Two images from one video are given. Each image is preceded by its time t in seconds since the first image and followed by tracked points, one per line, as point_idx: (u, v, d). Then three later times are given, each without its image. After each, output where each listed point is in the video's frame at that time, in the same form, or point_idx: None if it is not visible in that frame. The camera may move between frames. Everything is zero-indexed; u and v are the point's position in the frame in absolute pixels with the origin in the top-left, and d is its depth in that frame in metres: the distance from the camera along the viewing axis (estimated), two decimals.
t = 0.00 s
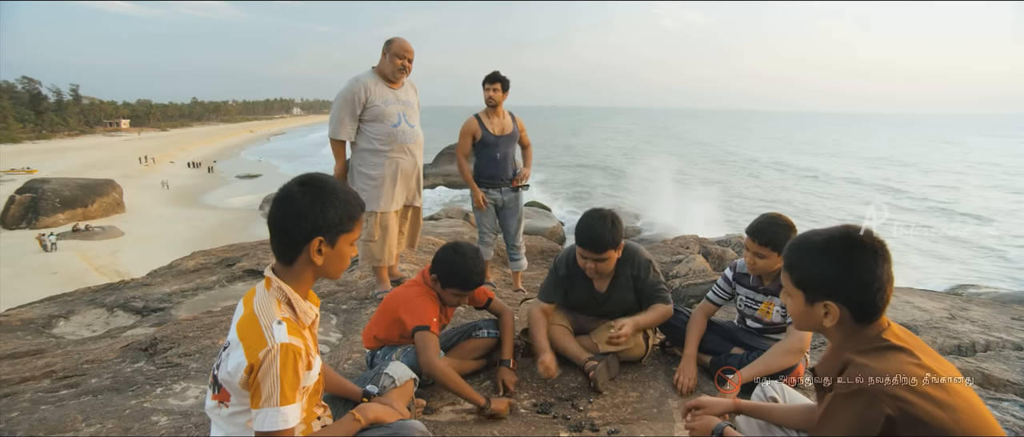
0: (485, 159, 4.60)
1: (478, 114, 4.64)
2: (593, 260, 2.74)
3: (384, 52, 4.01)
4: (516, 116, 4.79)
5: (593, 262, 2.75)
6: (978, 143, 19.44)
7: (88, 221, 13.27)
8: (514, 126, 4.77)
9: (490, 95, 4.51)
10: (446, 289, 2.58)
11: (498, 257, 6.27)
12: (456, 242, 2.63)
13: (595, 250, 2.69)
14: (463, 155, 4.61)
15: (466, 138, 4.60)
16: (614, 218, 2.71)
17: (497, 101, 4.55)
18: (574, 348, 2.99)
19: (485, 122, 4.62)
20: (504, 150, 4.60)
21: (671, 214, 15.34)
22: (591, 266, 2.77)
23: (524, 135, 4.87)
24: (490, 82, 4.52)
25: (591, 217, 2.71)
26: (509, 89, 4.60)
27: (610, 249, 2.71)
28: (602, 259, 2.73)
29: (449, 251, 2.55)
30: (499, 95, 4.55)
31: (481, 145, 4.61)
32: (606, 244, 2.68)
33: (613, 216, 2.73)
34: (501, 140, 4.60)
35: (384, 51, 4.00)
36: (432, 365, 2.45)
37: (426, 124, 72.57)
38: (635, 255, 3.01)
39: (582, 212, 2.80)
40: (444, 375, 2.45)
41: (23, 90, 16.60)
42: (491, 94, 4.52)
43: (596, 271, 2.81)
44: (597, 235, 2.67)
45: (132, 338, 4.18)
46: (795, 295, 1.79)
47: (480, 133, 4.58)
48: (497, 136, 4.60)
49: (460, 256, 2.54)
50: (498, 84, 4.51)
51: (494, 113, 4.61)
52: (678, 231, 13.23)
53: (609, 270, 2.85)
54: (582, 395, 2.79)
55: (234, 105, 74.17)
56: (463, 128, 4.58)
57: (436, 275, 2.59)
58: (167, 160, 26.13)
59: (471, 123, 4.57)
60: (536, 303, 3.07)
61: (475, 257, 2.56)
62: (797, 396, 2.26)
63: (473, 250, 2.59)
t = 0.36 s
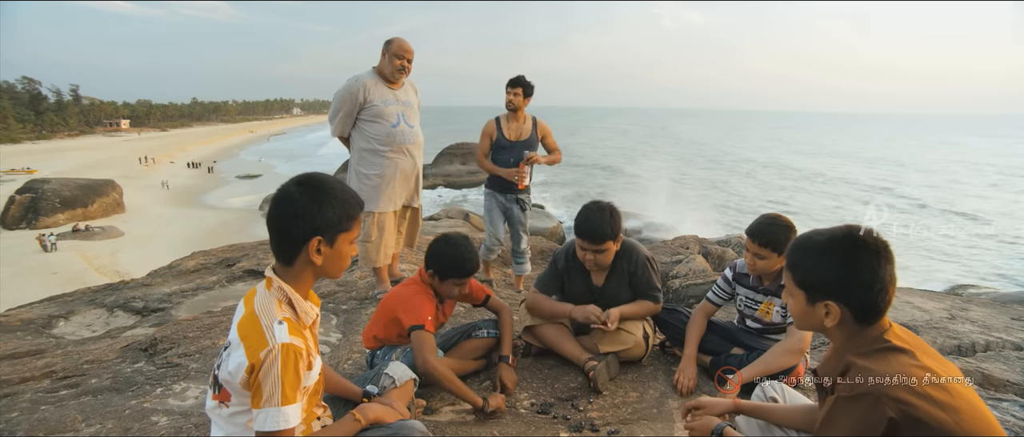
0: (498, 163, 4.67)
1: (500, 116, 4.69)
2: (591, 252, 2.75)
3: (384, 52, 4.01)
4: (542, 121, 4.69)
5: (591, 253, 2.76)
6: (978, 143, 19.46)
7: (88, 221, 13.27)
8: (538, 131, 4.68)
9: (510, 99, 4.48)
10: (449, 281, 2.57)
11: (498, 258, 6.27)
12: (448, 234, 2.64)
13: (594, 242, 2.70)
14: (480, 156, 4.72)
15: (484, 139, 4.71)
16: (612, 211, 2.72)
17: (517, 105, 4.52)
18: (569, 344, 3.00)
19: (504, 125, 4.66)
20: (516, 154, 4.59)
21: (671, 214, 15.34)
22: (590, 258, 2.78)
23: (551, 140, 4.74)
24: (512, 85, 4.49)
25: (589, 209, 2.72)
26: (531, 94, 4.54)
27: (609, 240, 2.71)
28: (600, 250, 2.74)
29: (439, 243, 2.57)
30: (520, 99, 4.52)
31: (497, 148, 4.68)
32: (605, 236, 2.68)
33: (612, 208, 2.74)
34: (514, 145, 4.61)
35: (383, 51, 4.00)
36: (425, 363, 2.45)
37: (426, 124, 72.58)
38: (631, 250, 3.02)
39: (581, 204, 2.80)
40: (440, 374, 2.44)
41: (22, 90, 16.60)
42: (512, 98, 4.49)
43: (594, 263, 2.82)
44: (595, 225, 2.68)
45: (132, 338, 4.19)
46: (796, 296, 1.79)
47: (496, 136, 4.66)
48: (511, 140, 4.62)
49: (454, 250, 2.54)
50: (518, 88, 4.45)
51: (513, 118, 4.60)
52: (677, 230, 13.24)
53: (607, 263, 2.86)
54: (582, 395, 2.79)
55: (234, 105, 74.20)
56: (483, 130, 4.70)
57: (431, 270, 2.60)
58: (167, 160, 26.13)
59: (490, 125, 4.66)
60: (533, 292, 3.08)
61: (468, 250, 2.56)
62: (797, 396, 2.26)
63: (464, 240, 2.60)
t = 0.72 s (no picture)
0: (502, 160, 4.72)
1: (513, 117, 4.75)
2: (593, 256, 2.75)
3: (384, 52, 4.01)
4: (553, 128, 4.66)
5: (593, 259, 2.76)
6: (978, 143, 19.46)
7: (88, 221, 13.27)
8: (546, 137, 4.64)
9: (522, 102, 4.52)
10: (427, 260, 2.56)
11: (498, 258, 6.27)
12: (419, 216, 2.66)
13: (595, 245, 2.69)
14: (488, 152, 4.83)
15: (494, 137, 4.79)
16: (615, 216, 2.70)
17: (529, 109, 4.54)
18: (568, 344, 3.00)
19: (514, 125, 4.70)
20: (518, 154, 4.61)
21: (671, 214, 15.34)
22: (592, 263, 2.78)
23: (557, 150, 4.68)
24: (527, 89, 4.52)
25: (593, 213, 2.71)
26: (544, 99, 4.55)
27: (610, 245, 2.71)
28: (602, 256, 2.74)
29: (410, 226, 2.57)
30: (533, 103, 4.53)
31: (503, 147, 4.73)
32: (607, 241, 2.68)
33: (615, 213, 2.73)
34: (518, 145, 4.63)
35: (383, 51, 4.01)
36: (403, 341, 2.51)
37: (426, 124, 72.51)
38: (635, 254, 3.02)
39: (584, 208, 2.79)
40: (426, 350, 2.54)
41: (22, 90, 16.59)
42: (524, 101, 4.52)
43: (596, 268, 2.82)
44: (597, 230, 2.67)
45: (132, 338, 4.18)
46: (797, 295, 1.79)
47: (504, 133, 4.73)
48: (516, 140, 4.65)
49: (420, 228, 2.54)
50: (531, 92, 4.48)
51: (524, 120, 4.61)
52: (677, 230, 13.25)
53: (608, 267, 2.85)
54: (582, 395, 2.79)
55: (234, 105, 74.23)
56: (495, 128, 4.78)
57: (408, 256, 2.62)
58: (167, 160, 26.12)
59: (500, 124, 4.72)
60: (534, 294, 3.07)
61: (436, 224, 2.55)
62: (797, 396, 2.26)
63: (432, 218, 2.60)
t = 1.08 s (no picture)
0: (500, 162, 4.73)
1: (510, 118, 4.76)
2: (596, 263, 2.73)
3: (386, 52, 4.01)
4: (549, 130, 4.65)
5: (597, 266, 2.75)
6: (978, 143, 19.44)
7: (88, 221, 13.26)
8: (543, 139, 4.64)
9: (519, 104, 4.53)
10: (432, 263, 2.56)
11: (498, 258, 6.27)
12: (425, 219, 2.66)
13: (598, 254, 2.68)
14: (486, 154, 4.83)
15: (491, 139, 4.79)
16: (618, 223, 2.72)
17: (526, 110, 4.55)
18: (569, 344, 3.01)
19: (511, 127, 4.71)
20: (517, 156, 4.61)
21: (671, 214, 15.34)
22: (596, 271, 2.76)
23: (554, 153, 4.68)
24: (524, 90, 4.52)
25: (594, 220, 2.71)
26: (542, 100, 4.57)
27: (611, 254, 2.70)
28: (606, 263, 2.72)
29: (417, 228, 2.57)
30: (530, 105, 4.54)
31: (501, 148, 4.74)
32: (610, 248, 2.67)
33: (618, 220, 2.74)
34: (515, 147, 4.64)
35: (385, 51, 4.01)
36: (404, 352, 2.51)
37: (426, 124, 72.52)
38: (635, 257, 3.03)
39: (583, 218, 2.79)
40: (425, 362, 2.54)
41: (22, 90, 16.59)
42: (521, 103, 4.53)
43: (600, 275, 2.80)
44: (601, 237, 2.67)
45: (132, 338, 4.18)
46: (800, 294, 1.79)
47: (500, 135, 4.74)
48: (513, 142, 4.66)
49: (427, 231, 2.55)
50: (530, 93, 4.50)
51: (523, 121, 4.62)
52: (677, 230, 13.25)
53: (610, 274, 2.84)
54: (582, 395, 2.79)
55: (234, 105, 74.24)
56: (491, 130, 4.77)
57: (413, 259, 2.62)
58: (167, 160, 26.10)
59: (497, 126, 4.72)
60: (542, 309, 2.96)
61: (443, 228, 2.56)
62: (796, 395, 2.26)
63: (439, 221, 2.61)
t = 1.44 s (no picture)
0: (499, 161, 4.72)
1: (507, 118, 4.75)
2: (601, 264, 2.74)
3: (388, 52, 4.01)
4: (546, 129, 4.67)
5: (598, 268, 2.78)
6: (978, 143, 19.43)
7: (88, 221, 13.24)
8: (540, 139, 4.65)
9: (516, 104, 4.53)
10: (434, 267, 2.56)
11: (498, 258, 6.27)
12: (430, 223, 2.66)
13: (603, 254, 2.68)
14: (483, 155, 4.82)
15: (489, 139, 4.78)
16: (616, 222, 2.71)
17: (523, 110, 4.55)
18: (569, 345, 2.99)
19: (509, 127, 4.71)
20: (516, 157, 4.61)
21: (671, 214, 15.32)
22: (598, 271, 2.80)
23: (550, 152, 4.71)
24: (521, 91, 4.53)
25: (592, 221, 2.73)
26: (539, 100, 4.58)
27: (613, 253, 2.69)
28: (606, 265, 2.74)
29: (422, 231, 2.58)
30: (527, 105, 4.55)
31: (499, 147, 4.72)
32: (613, 249, 2.67)
33: (615, 218, 2.75)
34: (513, 146, 4.64)
35: (387, 51, 4.01)
36: (405, 352, 2.51)
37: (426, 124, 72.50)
38: (635, 254, 3.04)
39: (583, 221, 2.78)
40: (427, 363, 2.53)
41: (22, 90, 16.58)
42: (518, 103, 4.53)
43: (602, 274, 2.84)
44: (603, 241, 2.66)
45: (132, 338, 4.18)
46: (801, 293, 1.79)
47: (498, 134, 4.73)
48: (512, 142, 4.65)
49: (432, 234, 2.55)
50: (527, 93, 4.51)
51: (520, 121, 4.62)
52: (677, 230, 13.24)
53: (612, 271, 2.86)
54: (582, 395, 2.79)
55: (235, 105, 74.21)
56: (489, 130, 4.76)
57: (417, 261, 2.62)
58: (167, 160, 26.06)
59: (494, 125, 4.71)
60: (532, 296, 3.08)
61: (448, 232, 2.57)
62: (797, 395, 2.26)
63: (445, 225, 2.61)
